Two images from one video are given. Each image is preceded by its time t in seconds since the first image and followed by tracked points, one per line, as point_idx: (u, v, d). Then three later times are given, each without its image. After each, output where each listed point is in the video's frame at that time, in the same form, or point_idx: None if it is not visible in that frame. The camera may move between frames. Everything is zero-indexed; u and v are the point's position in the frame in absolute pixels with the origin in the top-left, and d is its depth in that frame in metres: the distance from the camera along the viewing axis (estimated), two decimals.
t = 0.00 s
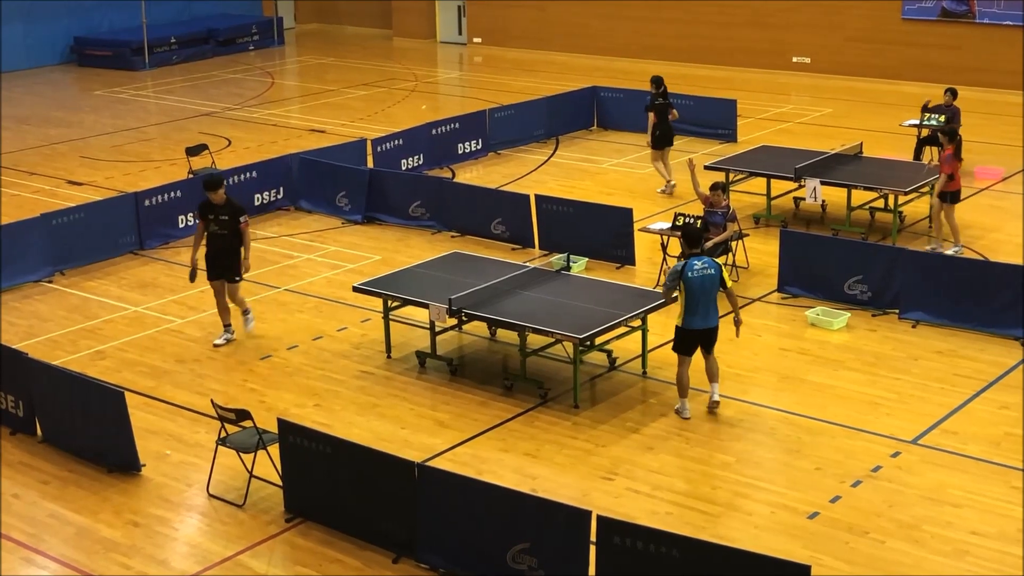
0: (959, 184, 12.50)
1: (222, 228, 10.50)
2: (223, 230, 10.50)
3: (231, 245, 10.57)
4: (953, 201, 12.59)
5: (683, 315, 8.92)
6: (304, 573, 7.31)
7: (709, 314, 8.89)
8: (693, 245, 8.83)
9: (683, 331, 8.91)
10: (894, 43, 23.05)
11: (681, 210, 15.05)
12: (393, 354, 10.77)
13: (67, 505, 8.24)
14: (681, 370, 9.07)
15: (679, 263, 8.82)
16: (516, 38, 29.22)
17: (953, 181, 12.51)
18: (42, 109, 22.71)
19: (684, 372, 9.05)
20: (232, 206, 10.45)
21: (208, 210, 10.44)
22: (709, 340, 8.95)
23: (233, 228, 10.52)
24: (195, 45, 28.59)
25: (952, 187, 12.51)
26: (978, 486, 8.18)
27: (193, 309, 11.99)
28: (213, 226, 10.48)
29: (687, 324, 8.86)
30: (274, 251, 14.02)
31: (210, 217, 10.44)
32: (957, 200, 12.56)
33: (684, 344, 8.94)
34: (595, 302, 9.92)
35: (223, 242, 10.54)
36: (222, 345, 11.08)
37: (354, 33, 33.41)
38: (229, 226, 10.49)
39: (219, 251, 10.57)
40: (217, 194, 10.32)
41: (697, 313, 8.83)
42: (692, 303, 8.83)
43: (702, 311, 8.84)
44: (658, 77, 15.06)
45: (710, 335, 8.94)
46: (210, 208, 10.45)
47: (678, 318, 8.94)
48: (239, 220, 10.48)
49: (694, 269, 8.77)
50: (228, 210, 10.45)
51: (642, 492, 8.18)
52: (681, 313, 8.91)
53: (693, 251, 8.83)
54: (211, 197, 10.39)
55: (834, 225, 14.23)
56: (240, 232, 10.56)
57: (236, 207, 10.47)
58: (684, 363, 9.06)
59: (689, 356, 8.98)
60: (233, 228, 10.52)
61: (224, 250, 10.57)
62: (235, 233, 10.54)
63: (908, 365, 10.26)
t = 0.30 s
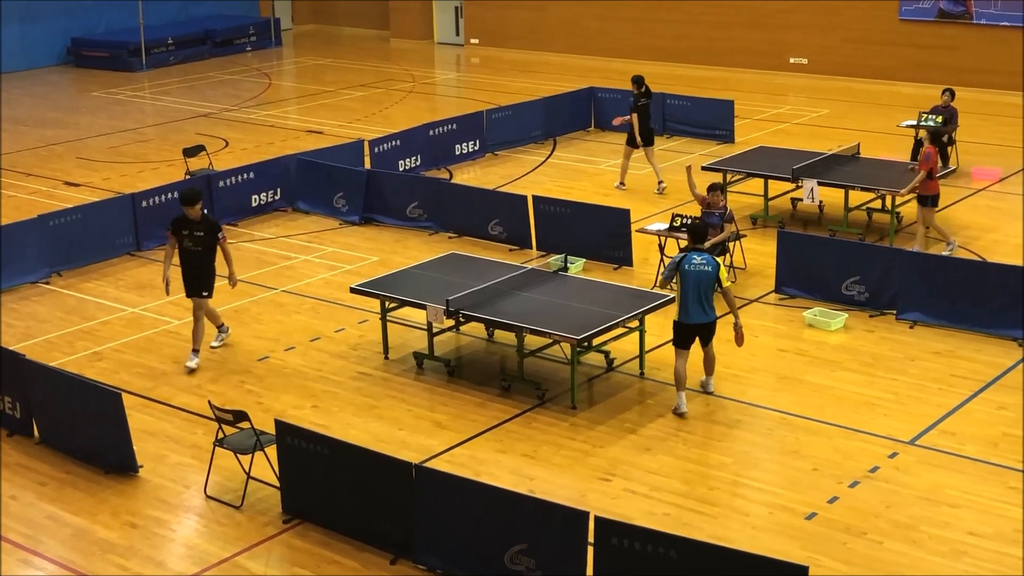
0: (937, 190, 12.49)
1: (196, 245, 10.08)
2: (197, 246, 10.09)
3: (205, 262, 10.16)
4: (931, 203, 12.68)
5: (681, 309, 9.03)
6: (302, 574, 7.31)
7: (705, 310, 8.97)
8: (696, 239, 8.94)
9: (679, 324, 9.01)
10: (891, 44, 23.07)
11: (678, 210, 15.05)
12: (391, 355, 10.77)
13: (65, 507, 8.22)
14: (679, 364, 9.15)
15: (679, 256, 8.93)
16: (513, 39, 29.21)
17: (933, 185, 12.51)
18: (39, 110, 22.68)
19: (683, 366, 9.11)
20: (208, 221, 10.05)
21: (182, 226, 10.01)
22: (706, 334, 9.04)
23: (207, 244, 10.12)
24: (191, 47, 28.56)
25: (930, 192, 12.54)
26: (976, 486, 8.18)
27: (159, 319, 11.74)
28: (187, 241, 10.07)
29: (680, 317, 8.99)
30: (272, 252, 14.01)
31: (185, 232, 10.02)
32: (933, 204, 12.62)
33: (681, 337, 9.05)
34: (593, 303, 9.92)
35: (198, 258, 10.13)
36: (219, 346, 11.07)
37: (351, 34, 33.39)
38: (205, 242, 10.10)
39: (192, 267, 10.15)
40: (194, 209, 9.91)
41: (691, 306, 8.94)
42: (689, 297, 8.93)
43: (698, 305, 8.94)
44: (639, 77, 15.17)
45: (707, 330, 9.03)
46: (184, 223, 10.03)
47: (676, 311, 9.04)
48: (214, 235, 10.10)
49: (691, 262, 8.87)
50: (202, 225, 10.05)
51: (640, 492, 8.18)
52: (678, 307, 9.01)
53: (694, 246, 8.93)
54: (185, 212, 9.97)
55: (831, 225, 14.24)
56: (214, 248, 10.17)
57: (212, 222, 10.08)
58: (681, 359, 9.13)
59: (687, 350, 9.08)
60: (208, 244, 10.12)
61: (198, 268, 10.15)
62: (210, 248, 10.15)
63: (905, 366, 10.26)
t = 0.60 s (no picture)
0: (918, 191, 12.52)
1: (169, 254, 9.82)
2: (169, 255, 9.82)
3: (179, 270, 9.93)
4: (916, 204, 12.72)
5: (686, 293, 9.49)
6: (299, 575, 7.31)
7: (709, 297, 9.36)
8: (700, 228, 9.38)
9: (684, 308, 9.47)
10: (889, 45, 23.09)
11: (676, 211, 15.06)
12: (389, 356, 10.77)
13: (63, 508, 8.22)
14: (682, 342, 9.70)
15: (686, 243, 9.39)
16: (511, 40, 29.23)
17: (914, 186, 12.55)
18: (37, 111, 22.68)
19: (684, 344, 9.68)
20: (180, 230, 9.78)
21: (153, 234, 9.77)
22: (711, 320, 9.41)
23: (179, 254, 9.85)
24: (189, 47, 28.56)
25: (911, 193, 12.58)
26: (974, 487, 8.19)
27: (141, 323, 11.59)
28: (160, 250, 9.81)
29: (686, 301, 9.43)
30: (270, 253, 14.01)
31: (156, 241, 9.77)
32: (915, 205, 12.65)
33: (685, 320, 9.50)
34: (591, 303, 9.93)
35: (172, 267, 9.88)
36: (218, 348, 11.06)
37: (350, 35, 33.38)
38: (178, 251, 9.83)
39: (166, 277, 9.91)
40: (164, 218, 9.65)
41: (696, 292, 9.37)
42: (694, 282, 9.36)
43: (702, 291, 9.35)
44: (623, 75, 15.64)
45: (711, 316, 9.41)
46: (156, 232, 9.78)
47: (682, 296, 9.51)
48: (186, 244, 9.82)
49: (696, 250, 9.31)
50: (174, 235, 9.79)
51: (637, 493, 8.18)
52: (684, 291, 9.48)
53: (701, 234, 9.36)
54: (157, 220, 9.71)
55: (829, 226, 14.26)
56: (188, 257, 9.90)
57: (185, 230, 9.81)
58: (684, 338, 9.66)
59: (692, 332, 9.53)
60: (181, 253, 9.86)
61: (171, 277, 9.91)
62: (183, 258, 9.88)
63: (903, 366, 10.27)
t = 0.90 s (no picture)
0: (897, 194, 12.50)
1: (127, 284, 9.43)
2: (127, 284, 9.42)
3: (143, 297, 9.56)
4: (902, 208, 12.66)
5: (684, 288, 9.51)
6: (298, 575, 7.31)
7: (709, 291, 9.44)
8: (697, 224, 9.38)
9: (684, 303, 9.52)
10: (888, 45, 23.10)
11: (675, 211, 15.07)
12: (388, 356, 10.77)
13: (61, 508, 8.22)
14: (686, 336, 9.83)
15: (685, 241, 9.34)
16: (510, 41, 29.23)
17: (894, 188, 12.56)
18: (35, 111, 22.67)
19: (688, 338, 9.81)
20: (135, 259, 9.32)
21: (108, 267, 9.33)
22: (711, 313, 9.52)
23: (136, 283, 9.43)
24: (188, 47, 28.54)
25: (892, 195, 12.60)
26: (972, 487, 8.19)
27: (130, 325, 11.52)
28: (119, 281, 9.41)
29: (686, 297, 9.49)
30: (269, 253, 14.00)
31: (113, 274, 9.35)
32: (897, 208, 12.62)
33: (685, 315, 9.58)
34: (589, 303, 9.93)
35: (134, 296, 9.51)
36: (217, 348, 11.06)
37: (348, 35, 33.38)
38: (136, 281, 9.42)
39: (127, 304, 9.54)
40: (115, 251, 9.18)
41: (698, 288, 9.42)
42: (694, 278, 9.42)
43: (702, 287, 9.42)
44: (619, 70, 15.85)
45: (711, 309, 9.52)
46: (110, 264, 9.34)
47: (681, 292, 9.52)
48: (144, 272, 9.40)
49: (697, 248, 9.31)
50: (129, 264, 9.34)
51: (636, 493, 8.19)
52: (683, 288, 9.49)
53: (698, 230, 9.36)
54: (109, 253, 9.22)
55: (827, 226, 14.27)
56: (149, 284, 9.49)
57: (138, 258, 9.34)
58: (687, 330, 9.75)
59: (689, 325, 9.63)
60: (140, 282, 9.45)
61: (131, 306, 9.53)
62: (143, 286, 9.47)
63: (902, 366, 10.27)
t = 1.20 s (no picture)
0: (893, 195, 12.50)
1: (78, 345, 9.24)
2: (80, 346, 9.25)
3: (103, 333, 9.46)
4: (899, 208, 12.63)
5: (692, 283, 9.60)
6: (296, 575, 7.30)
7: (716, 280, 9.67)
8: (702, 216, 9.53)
9: (695, 297, 9.61)
10: (887, 44, 23.09)
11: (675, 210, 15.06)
12: (387, 355, 10.76)
13: (60, 508, 8.21)
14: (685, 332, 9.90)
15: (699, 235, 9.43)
16: (510, 40, 29.22)
17: (888, 189, 12.56)
18: (34, 110, 22.65)
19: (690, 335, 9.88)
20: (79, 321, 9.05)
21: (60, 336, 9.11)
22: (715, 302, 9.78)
23: (84, 338, 9.24)
24: (187, 46, 28.52)
25: (887, 196, 12.60)
26: (971, 486, 8.19)
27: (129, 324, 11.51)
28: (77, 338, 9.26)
29: (699, 291, 9.57)
30: (268, 252, 14.00)
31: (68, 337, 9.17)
32: (895, 209, 12.61)
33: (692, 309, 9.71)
34: (588, 303, 9.92)
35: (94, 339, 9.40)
36: (215, 347, 11.05)
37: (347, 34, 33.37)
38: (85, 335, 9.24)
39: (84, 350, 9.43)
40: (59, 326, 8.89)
41: (710, 280, 9.58)
42: (705, 270, 9.58)
43: (711, 278, 9.61)
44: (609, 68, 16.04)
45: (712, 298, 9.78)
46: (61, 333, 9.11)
47: (692, 288, 9.57)
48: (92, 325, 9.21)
49: (710, 240, 9.46)
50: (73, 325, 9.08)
51: (635, 492, 8.18)
52: (696, 283, 9.56)
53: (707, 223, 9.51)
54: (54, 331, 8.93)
55: (826, 225, 14.27)
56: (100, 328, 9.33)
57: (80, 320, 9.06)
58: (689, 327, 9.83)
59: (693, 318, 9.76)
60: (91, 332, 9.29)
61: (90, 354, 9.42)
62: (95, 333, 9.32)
63: (901, 366, 10.27)
